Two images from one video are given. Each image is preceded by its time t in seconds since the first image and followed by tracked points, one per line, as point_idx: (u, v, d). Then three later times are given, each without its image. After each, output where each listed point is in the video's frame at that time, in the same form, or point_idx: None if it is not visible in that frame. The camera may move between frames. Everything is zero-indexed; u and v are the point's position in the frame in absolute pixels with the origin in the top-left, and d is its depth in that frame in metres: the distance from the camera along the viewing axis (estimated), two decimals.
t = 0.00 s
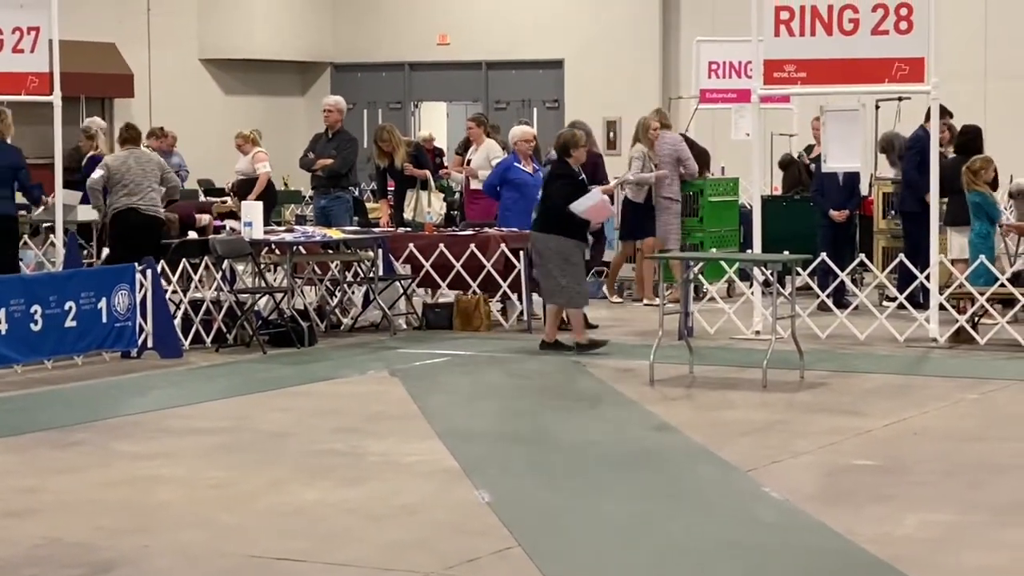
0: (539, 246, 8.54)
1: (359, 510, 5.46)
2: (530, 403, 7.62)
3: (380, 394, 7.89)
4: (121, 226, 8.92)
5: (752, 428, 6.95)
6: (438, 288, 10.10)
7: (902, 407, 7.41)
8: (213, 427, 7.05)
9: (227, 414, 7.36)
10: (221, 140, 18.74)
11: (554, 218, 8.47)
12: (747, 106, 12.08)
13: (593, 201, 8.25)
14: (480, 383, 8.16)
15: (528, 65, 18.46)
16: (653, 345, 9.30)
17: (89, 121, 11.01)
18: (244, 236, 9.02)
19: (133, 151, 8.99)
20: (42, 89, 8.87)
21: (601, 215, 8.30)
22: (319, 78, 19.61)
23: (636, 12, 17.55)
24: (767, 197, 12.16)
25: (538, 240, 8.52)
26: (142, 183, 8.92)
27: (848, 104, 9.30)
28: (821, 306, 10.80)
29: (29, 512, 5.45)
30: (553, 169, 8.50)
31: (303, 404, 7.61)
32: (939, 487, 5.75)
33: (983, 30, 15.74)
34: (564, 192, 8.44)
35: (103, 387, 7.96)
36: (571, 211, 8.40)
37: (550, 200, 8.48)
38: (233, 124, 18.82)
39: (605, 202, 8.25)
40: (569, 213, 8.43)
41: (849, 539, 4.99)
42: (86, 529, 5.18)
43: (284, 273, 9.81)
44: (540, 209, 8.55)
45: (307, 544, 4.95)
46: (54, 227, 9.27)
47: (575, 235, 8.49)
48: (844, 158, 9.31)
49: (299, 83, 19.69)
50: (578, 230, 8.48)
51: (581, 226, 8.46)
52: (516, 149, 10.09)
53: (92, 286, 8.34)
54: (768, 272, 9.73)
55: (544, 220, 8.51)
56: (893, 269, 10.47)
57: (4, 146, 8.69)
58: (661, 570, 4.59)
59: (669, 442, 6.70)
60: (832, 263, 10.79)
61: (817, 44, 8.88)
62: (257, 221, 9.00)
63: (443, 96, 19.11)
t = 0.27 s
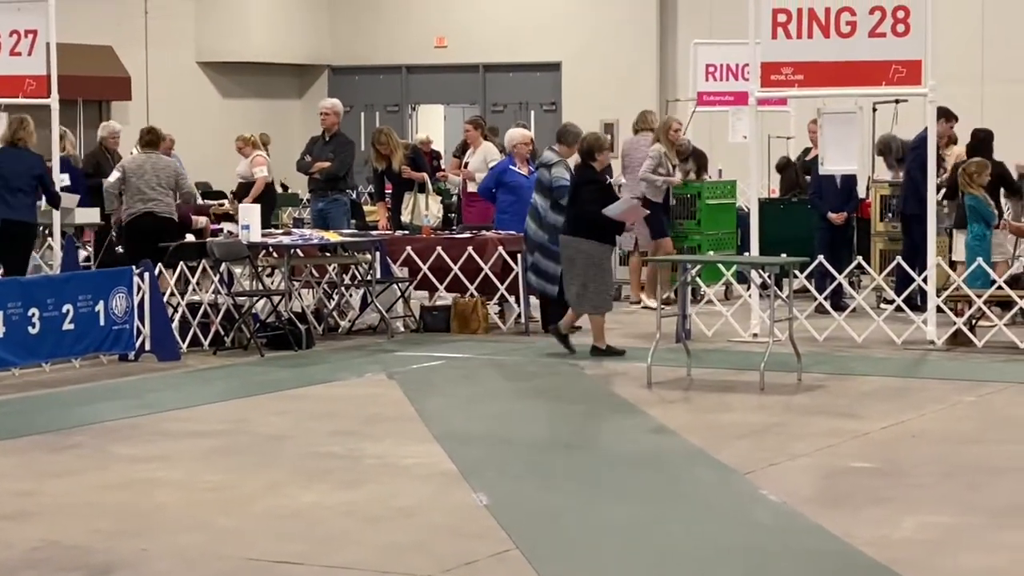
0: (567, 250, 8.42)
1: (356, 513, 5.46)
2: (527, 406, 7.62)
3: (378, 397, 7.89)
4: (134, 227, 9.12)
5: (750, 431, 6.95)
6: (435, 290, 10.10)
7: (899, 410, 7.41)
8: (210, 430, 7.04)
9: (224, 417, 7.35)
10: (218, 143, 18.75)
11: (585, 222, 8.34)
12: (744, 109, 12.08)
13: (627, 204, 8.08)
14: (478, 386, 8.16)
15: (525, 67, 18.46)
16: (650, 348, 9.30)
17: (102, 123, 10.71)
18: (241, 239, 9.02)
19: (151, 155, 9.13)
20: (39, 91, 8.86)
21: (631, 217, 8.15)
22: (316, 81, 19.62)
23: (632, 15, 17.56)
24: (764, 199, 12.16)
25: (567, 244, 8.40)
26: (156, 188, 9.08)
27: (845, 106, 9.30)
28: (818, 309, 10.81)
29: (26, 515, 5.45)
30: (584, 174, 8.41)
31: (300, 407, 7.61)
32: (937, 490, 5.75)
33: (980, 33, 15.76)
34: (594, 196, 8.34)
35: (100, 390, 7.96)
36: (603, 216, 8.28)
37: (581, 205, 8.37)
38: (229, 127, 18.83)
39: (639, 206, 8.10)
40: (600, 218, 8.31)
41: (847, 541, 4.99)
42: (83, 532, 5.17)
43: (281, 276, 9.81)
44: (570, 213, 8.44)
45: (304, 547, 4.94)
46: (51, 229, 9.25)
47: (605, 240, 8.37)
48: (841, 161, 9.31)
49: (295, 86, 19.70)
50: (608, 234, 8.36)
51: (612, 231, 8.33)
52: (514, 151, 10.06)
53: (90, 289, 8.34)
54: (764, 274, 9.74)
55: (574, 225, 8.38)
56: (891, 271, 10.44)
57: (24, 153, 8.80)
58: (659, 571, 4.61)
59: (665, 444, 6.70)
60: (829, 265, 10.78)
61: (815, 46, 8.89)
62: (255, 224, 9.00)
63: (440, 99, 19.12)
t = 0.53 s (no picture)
0: (593, 251, 8.35)
1: (355, 515, 5.45)
2: (526, 408, 7.62)
3: (376, 399, 7.88)
4: (150, 228, 9.30)
5: (749, 433, 6.95)
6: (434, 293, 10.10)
7: (898, 411, 7.41)
8: (209, 432, 7.04)
9: (223, 419, 7.35)
10: (217, 145, 18.76)
11: (613, 224, 8.27)
12: (743, 111, 12.08)
13: (656, 204, 8.02)
14: (477, 388, 8.16)
15: (524, 70, 18.47)
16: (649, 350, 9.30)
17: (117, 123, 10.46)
18: (240, 241, 9.01)
19: (164, 158, 9.36)
20: (38, 94, 8.85)
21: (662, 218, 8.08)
22: (315, 83, 19.64)
23: (631, 18, 17.58)
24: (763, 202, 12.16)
25: (594, 246, 8.32)
26: (172, 190, 9.31)
27: (843, 108, 9.32)
28: (817, 311, 10.81)
29: (24, 517, 5.44)
30: (614, 175, 8.31)
31: (299, 409, 7.60)
32: (935, 492, 5.74)
33: (979, 35, 15.77)
34: (625, 200, 8.26)
35: (98, 392, 7.95)
36: (631, 218, 8.21)
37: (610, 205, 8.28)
38: (228, 129, 18.84)
39: (667, 206, 8.04)
40: (627, 220, 8.25)
41: (845, 543, 4.99)
42: (81, 534, 5.17)
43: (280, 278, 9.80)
44: (595, 212, 8.36)
45: (303, 550, 4.94)
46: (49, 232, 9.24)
47: (630, 242, 8.31)
48: (840, 163, 9.30)
49: (294, 88, 19.71)
50: (634, 236, 8.31)
51: (638, 234, 8.27)
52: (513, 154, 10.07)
53: (88, 291, 8.33)
54: (763, 276, 9.74)
55: (603, 225, 8.31)
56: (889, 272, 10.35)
57: (46, 149, 9.15)
58: (658, 573, 4.61)
59: (664, 446, 6.70)
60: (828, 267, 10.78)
61: (813, 48, 8.89)
62: (253, 226, 8.98)
63: (438, 101, 19.13)
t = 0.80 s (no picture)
0: (621, 249, 8.32)
1: (354, 517, 5.45)
2: (525, 410, 7.62)
3: (376, 401, 7.88)
4: (155, 228, 9.34)
5: (748, 435, 6.95)
6: (434, 294, 10.09)
7: (898, 413, 7.41)
8: (209, 434, 7.04)
9: (222, 421, 7.35)
10: (216, 147, 18.75)
11: (644, 222, 8.26)
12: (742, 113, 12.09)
13: (687, 203, 8.08)
14: (476, 390, 8.16)
15: (523, 72, 18.47)
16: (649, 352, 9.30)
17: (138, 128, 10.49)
18: (239, 243, 9.01)
19: (170, 158, 9.40)
20: (37, 96, 8.85)
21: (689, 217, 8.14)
22: (314, 85, 19.65)
23: (630, 20, 17.57)
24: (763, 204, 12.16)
25: (623, 244, 8.30)
26: (179, 190, 9.35)
27: (842, 110, 9.33)
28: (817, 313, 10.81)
29: (24, 519, 5.44)
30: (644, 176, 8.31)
31: (298, 411, 7.60)
32: (934, 493, 5.74)
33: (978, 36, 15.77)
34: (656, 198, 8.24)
35: (98, 394, 7.95)
36: (664, 217, 8.21)
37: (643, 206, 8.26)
38: (228, 131, 18.84)
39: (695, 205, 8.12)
40: (658, 218, 8.23)
41: (843, 545, 4.98)
42: (82, 536, 5.17)
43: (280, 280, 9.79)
44: (626, 211, 8.34)
45: (302, 551, 4.94)
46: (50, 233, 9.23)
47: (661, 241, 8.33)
48: (839, 165, 9.30)
49: (294, 90, 19.70)
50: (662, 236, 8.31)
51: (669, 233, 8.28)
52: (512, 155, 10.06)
53: (87, 293, 8.32)
54: (763, 277, 9.74)
55: (636, 226, 8.29)
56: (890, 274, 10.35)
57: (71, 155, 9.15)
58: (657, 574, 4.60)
59: (663, 448, 6.70)
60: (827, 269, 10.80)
61: (812, 50, 8.89)
62: (252, 228, 8.98)
63: (437, 103, 19.12)
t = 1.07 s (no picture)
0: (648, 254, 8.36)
1: (354, 519, 5.45)
2: (524, 412, 7.62)
3: (376, 403, 7.88)
4: (163, 230, 9.46)
5: (748, 436, 6.95)
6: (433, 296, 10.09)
7: (897, 415, 7.41)
8: (208, 436, 7.04)
9: (222, 423, 7.35)
10: (216, 149, 18.75)
11: (670, 225, 8.34)
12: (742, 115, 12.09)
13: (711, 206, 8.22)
14: (476, 392, 8.16)
15: (522, 73, 18.46)
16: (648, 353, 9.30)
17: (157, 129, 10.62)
18: (239, 245, 9.01)
19: (180, 161, 9.52)
20: (36, 98, 8.85)
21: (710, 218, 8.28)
22: (313, 87, 19.64)
23: (630, 21, 17.58)
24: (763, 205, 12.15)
25: (651, 248, 8.36)
26: (189, 191, 9.47)
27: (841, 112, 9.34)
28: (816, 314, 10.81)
29: (24, 521, 5.44)
30: (665, 178, 8.32)
31: (298, 413, 7.60)
32: (934, 495, 5.74)
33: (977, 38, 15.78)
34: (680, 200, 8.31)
35: (98, 396, 7.95)
36: (690, 218, 8.30)
37: (669, 208, 8.32)
38: (227, 133, 18.84)
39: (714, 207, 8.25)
40: (683, 220, 8.32)
41: (843, 546, 4.99)
42: (82, 538, 5.17)
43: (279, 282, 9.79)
44: (649, 215, 8.37)
45: (301, 553, 4.94)
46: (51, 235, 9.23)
47: (683, 236, 8.47)
48: (839, 167, 9.31)
49: (293, 92, 19.70)
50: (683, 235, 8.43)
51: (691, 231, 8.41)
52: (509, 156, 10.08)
53: (87, 295, 8.32)
54: (762, 279, 9.74)
55: (663, 228, 8.36)
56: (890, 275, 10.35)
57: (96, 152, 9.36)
58: None
59: (663, 449, 6.70)
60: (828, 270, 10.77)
61: (812, 51, 8.89)
62: (251, 230, 8.97)
63: (437, 105, 19.12)
